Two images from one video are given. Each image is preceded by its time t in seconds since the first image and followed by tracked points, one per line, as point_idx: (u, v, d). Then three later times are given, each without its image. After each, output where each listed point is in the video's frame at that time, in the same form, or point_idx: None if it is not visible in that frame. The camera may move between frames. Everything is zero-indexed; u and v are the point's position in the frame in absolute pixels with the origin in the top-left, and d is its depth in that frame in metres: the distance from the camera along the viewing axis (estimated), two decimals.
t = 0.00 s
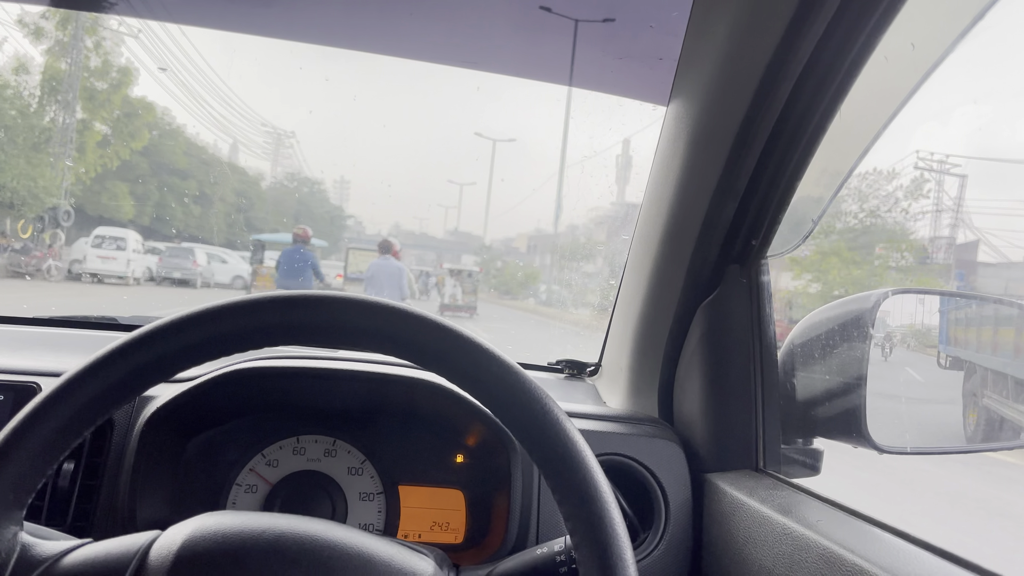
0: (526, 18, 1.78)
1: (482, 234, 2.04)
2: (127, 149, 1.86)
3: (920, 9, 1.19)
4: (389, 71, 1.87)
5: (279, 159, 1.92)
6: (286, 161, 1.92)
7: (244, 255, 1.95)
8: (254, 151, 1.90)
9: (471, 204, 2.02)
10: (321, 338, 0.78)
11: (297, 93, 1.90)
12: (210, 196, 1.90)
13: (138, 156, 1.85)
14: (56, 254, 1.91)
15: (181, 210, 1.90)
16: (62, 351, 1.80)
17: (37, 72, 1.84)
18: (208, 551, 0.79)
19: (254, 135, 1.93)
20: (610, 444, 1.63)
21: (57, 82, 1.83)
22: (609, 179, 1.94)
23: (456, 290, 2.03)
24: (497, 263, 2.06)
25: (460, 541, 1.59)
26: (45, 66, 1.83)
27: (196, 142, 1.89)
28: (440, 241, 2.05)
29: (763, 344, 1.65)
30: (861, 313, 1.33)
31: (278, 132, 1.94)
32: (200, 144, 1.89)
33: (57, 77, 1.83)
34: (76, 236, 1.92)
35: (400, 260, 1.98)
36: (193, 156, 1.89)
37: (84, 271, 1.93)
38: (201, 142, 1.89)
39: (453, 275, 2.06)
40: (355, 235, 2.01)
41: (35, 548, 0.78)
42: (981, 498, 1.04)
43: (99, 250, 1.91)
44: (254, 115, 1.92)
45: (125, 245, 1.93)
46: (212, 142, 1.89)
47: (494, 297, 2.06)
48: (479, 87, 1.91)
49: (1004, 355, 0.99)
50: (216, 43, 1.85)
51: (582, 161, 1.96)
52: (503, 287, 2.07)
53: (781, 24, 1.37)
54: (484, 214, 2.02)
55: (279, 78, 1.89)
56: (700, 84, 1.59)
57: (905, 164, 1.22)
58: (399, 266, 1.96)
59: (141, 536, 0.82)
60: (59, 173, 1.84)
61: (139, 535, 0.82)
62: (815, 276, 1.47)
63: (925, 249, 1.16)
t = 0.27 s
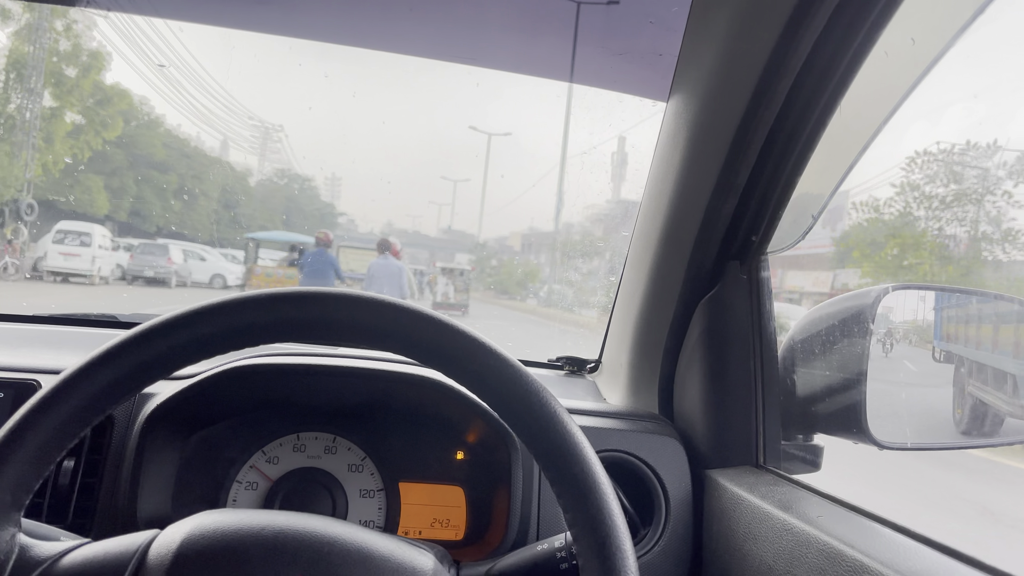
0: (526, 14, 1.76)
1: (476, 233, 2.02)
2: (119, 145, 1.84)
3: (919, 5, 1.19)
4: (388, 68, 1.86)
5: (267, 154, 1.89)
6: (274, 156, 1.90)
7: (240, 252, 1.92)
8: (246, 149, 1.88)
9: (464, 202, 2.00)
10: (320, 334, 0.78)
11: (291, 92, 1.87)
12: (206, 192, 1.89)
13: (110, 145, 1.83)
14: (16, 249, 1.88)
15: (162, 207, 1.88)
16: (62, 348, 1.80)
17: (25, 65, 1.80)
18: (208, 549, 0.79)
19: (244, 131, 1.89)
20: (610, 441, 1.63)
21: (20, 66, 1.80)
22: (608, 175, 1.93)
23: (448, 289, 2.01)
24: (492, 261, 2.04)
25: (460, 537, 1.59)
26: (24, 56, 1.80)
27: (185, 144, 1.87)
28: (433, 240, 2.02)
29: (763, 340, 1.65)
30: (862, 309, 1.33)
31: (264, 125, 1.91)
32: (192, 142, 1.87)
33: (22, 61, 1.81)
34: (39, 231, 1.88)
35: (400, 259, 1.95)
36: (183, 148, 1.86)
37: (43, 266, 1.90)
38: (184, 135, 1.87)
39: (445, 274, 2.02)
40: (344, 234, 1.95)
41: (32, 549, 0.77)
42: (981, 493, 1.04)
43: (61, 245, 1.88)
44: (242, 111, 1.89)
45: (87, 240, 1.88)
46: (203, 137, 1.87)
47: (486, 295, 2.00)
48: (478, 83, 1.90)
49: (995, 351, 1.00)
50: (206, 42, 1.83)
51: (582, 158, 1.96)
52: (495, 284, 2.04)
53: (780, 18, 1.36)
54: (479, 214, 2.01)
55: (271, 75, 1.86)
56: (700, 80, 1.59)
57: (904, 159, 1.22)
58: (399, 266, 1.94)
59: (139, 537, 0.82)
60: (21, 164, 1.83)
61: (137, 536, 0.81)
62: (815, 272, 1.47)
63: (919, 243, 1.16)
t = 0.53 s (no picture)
0: (525, 14, 1.76)
1: (469, 231, 2.03)
2: (104, 139, 1.84)
3: (913, 5, 1.20)
4: (386, 67, 1.87)
5: (254, 149, 1.90)
6: (261, 151, 1.90)
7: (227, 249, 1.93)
8: (235, 144, 1.88)
9: (457, 200, 2.02)
10: (319, 331, 0.79)
11: (286, 92, 1.88)
12: (201, 189, 1.89)
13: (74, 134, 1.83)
14: None
15: (140, 199, 1.87)
16: (62, 346, 1.81)
17: (15, 60, 1.79)
18: (207, 546, 0.80)
19: (229, 125, 1.89)
20: (607, 438, 1.64)
21: None
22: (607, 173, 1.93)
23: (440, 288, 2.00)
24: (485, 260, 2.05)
25: (458, 534, 1.60)
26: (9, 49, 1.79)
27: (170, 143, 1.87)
28: (427, 237, 2.02)
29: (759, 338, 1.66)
30: (857, 307, 1.34)
31: (251, 119, 1.91)
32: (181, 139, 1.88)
33: None
34: None
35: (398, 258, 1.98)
36: (177, 150, 1.87)
37: None
38: (163, 126, 1.87)
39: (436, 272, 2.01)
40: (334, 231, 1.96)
41: (30, 550, 0.77)
42: (976, 490, 1.05)
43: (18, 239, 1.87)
44: (235, 108, 1.90)
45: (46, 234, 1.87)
46: (188, 137, 1.87)
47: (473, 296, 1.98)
48: (475, 83, 1.91)
49: (996, 350, 1.00)
50: (199, 43, 1.83)
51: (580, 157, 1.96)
52: (489, 284, 2.05)
53: (776, 18, 1.37)
54: (474, 210, 2.02)
55: (267, 74, 1.86)
56: (696, 79, 1.60)
57: (899, 158, 1.23)
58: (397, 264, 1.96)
59: (139, 534, 0.82)
60: None
61: (137, 532, 0.82)
62: (810, 270, 1.48)
63: (910, 242, 1.18)
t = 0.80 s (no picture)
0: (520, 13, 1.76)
1: (463, 230, 2.01)
2: (70, 128, 1.81)
3: (907, 4, 1.20)
4: (380, 66, 1.86)
5: (240, 143, 1.87)
6: (247, 146, 1.88)
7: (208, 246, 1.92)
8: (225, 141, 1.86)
9: (451, 200, 2.01)
10: (311, 329, 0.79)
11: (280, 91, 1.87)
12: (193, 187, 1.88)
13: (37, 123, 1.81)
14: None
15: (115, 194, 1.85)
16: (57, 345, 1.81)
17: (9, 58, 1.80)
18: (199, 548, 0.80)
19: (211, 121, 1.87)
20: (603, 437, 1.64)
21: None
22: (602, 172, 1.94)
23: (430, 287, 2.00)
24: (479, 262, 2.03)
25: (453, 534, 1.60)
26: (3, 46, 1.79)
27: (160, 139, 1.85)
28: (420, 236, 1.99)
29: (754, 337, 1.66)
30: (851, 307, 1.34)
31: (238, 112, 1.89)
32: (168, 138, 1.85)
33: None
34: None
35: (398, 258, 1.96)
36: (166, 149, 1.85)
37: None
38: (140, 117, 1.85)
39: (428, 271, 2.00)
40: (325, 231, 1.94)
41: (22, 556, 0.78)
42: (969, 488, 1.05)
43: None
44: (225, 106, 1.88)
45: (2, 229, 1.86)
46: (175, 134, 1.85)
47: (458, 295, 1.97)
48: (470, 82, 1.91)
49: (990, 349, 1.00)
50: (191, 42, 1.83)
51: (575, 156, 1.97)
52: (482, 284, 2.05)
53: (770, 16, 1.37)
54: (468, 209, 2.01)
55: (261, 73, 1.86)
56: (690, 78, 1.60)
57: (893, 156, 1.23)
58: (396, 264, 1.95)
59: (130, 537, 0.81)
60: None
61: (127, 536, 0.81)
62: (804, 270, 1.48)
63: (906, 241, 1.18)
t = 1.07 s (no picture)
0: (515, 17, 1.76)
1: (457, 228, 2.04)
2: (35, 119, 1.81)
3: (900, 8, 1.20)
4: (376, 70, 1.86)
5: (225, 138, 1.87)
6: (232, 140, 1.88)
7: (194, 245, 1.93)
8: (224, 142, 1.86)
9: (443, 203, 2.03)
10: (305, 335, 0.79)
11: (273, 92, 1.87)
12: (190, 189, 1.89)
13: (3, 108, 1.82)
14: None
15: (86, 186, 1.84)
16: (52, 349, 1.80)
17: None
18: (192, 556, 0.79)
19: (190, 117, 1.87)
20: (598, 440, 1.64)
21: None
22: (597, 175, 1.95)
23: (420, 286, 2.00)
24: (473, 262, 2.04)
25: (449, 537, 1.60)
26: None
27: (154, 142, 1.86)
28: (411, 235, 2.02)
29: (750, 340, 1.66)
30: (846, 310, 1.34)
31: (221, 106, 1.90)
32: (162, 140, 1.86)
33: None
34: None
35: (399, 259, 1.97)
36: (162, 152, 1.86)
37: None
38: (121, 112, 1.84)
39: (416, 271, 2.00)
40: (315, 230, 1.96)
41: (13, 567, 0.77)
42: (962, 491, 1.05)
43: None
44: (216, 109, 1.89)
45: None
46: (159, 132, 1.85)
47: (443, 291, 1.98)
48: (465, 85, 1.92)
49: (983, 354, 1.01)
50: (178, 44, 1.83)
51: (570, 159, 1.97)
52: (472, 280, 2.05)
53: (763, 21, 1.38)
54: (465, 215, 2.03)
55: (254, 75, 1.86)
56: (685, 81, 1.60)
57: (886, 161, 1.24)
58: (396, 265, 1.95)
59: (121, 545, 0.81)
60: None
61: (120, 544, 0.81)
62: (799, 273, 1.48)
63: (900, 245, 1.18)
